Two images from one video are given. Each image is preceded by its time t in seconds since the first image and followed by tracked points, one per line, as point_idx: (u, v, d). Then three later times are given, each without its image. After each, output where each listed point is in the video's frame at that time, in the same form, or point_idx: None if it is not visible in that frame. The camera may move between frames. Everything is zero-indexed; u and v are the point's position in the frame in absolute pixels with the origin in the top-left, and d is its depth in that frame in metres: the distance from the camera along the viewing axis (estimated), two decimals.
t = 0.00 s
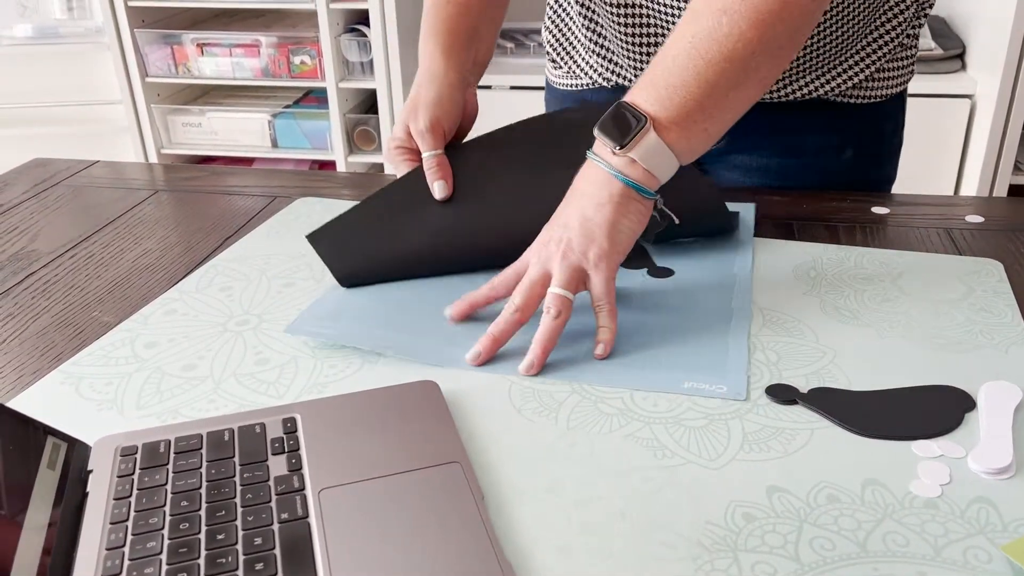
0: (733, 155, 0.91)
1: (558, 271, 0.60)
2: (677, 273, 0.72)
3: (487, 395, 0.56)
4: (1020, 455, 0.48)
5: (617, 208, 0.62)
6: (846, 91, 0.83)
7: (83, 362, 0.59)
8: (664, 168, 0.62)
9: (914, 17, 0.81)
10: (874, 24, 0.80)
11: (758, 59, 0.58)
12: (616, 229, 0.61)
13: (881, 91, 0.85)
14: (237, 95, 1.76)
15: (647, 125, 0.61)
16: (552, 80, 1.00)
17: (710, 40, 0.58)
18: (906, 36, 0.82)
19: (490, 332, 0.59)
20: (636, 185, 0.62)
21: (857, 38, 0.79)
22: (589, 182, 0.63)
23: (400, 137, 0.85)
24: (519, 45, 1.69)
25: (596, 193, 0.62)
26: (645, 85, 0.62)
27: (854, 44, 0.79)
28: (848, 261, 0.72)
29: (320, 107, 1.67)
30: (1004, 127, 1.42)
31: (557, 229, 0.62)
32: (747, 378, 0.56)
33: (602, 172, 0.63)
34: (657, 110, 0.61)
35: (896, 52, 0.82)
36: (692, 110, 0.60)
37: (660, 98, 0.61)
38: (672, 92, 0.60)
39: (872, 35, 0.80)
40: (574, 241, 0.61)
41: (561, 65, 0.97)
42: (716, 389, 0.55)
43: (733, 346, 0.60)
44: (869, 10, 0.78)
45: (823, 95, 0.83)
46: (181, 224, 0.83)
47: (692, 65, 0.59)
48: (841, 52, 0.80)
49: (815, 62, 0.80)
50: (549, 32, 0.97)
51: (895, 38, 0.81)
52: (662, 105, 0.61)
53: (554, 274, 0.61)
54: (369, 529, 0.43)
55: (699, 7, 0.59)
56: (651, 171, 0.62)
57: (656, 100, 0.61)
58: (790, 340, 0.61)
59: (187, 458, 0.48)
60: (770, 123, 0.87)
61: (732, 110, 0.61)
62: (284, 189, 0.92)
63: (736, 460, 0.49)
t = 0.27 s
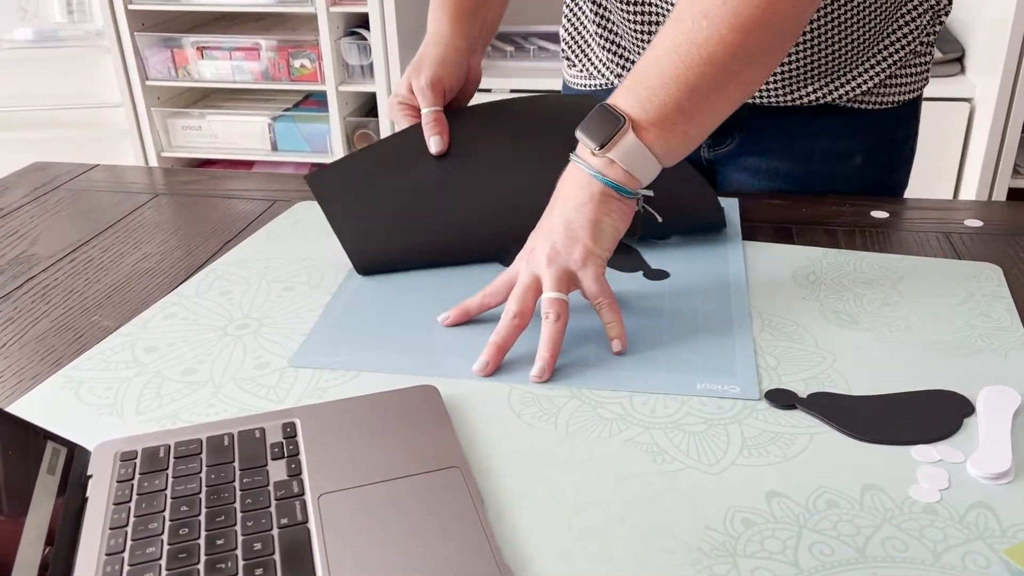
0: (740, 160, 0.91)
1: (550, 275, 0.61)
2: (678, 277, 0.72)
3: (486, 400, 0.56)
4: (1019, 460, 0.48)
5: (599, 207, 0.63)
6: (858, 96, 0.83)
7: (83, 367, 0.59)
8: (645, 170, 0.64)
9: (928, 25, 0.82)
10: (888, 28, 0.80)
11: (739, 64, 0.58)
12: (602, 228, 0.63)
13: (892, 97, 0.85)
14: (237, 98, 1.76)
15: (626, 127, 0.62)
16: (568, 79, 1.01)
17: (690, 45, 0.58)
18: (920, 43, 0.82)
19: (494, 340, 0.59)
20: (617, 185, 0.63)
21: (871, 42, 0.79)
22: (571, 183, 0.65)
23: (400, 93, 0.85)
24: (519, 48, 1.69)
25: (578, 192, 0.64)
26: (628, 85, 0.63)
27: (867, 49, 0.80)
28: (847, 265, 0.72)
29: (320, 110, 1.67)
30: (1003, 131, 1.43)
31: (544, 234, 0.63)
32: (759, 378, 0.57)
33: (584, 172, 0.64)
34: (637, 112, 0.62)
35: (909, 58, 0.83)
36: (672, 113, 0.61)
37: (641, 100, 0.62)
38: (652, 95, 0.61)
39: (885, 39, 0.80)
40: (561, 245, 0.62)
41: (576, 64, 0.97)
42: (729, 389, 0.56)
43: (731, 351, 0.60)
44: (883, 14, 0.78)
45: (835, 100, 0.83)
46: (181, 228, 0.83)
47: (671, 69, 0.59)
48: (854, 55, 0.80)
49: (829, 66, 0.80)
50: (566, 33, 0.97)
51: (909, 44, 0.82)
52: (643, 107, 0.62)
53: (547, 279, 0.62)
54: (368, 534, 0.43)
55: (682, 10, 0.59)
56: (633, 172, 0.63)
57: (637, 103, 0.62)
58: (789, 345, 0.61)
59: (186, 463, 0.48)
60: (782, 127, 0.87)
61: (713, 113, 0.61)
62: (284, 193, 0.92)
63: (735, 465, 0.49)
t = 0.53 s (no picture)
0: (739, 161, 0.92)
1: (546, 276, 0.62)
2: (677, 280, 0.72)
3: (483, 403, 0.56)
4: (1015, 464, 0.48)
5: (593, 210, 0.64)
6: (859, 100, 0.83)
7: (81, 371, 0.59)
8: (639, 175, 0.64)
9: (931, 29, 0.82)
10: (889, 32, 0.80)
11: (734, 71, 0.59)
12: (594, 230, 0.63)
13: (895, 102, 0.85)
14: (236, 101, 1.76)
15: (621, 133, 0.62)
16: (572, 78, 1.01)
17: (686, 52, 0.58)
18: (923, 49, 0.82)
19: (490, 346, 0.59)
20: (610, 189, 0.64)
21: (870, 47, 0.80)
22: (564, 186, 0.65)
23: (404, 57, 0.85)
24: (518, 52, 1.69)
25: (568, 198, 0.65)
26: (622, 92, 0.63)
27: (866, 53, 0.80)
28: (845, 269, 0.72)
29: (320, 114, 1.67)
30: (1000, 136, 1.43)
31: (539, 237, 0.64)
32: (761, 381, 0.57)
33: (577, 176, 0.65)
34: (633, 118, 0.62)
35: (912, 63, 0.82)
36: (667, 119, 0.61)
37: (636, 106, 0.62)
38: (647, 101, 0.61)
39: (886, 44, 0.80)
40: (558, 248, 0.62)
41: (581, 63, 0.97)
42: (731, 390, 0.56)
43: (730, 354, 0.60)
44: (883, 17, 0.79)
45: (836, 103, 0.83)
46: (180, 231, 0.83)
47: (667, 76, 0.60)
48: (855, 57, 0.80)
49: (829, 66, 0.80)
50: (574, 31, 0.97)
51: (911, 48, 0.82)
52: (638, 113, 0.62)
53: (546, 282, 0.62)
54: (366, 538, 0.43)
55: (676, 18, 0.59)
56: (626, 176, 0.64)
57: (631, 109, 0.62)
58: (787, 348, 0.61)
59: (185, 467, 0.48)
60: (784, 129, 0.87)
61: (708, 120, 0.61)
62: (283, 196, 0.92)
63: (732, 469, 0.49)
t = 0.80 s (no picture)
0: (738, 163, 0.92)
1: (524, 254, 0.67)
2: (677, 282, 0.72)
3: (483, 406, 0.56)
4: (1013, 467, 0.49)
5: (581, 200, 0.66)
6: (854, 103, 0.83)
7: (83, 374, 0.59)
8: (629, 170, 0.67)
9: (929, 35, 0.82)
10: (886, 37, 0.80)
11: (733, 84, 0.62)
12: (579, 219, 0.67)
13: (891, 105, 0.85)
14: (236, 105, 1.76)
15: (621, 132, 0.64)
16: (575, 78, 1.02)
17: (690, 63, 0.61)
18: (920, 53, 0.82)
19: (450, 287, 0.67)
20: (600, 182, 0.66)
21: (866, 50, 0.80)
22: (558, 168, 0.67)
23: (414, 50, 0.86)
24: (518, 56, 1.70)
25: (562, 182, 0.67)
26: (620, 87, 0.65)
27: (863, 56, 0.80)
28: (843, 272, 0.72)
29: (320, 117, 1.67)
30: (998, 140, 1.44)
31: (528, 213, 0.67)
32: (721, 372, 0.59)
33: (570, 164, 0.66)
34: (632, 117, 0.64)
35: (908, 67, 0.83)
36: (661, 122, 0.64)
37: (635, 105, 0.64)
38: (646, 102, 0.64)
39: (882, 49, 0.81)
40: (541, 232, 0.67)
41: (582, 65, 0.98)
42: (691, 382, 0.58)
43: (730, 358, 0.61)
44: (879, 22, 0.79)
45: (832, 106, 0.84)
46: (181, 235, 0.83)
47: (670, 82, 0.62)
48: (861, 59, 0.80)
49: (835, 66, 0.81)
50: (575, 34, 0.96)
51: (908, 53, 0.82)
52: (635, 112, 0.64)
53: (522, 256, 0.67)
54: (367, 541, 0.44)
55: (683, 24, 0.61)
56: (615, 172, 0.66)
57: (630, 107, 0.64)
58: (785, 352, 0.61)
59: (186, 470, 0.49)
60: (782, 131, 0.88)
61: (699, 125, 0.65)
62: (283, 200, 0.92)
63: (731, 472, 0.49)
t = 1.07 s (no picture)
0: (736, 164, 0.92)
1: (523, 266, 0.68)
2: (676, 285, 0.72)
3: (485, 409, 0.56)
4: (1012, 470, 0.49)
5: (574, 213, 0.71)
6: (852, 105, 0.84)
7: (85, 377, 0.59)
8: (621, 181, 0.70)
9: (926, 38, 0.82)
10: (881, 39, 0.81)
11: (712, 89, 0.65)
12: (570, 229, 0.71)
13: (886, 108, 0.86)
14: (237, 107, 1.77)
15: (607, 143, 0.68)
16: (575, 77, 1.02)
17: (668, 71, 0.65)
18: (915, 56, 0.83)
19: (453, 308, 0.66)
20: (592, 195, 0.70)
21: (861, 51, 0.80)
22: (553, 184, 0.72)
23: (408, 12, 0.86)
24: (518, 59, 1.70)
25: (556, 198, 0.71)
26: (606, 102, 0.69)
27: (858, 57, 0.81)
28: (843, 274, 0.73)
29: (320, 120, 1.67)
30: (997, 142, 1.44)
31: (521, 226, 0.71)
32: (747, 375, 0.59)
33: (563, 179, 0.71)
34: (616, 130, 0.68)
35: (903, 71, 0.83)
36: (648, 130, 0.68)
37: (621, 117, 0.68)
38: (630, 112, 0.67)
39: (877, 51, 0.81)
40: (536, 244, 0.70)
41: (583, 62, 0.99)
42: (721, 386, 0.58)
43: (731, 360, 0.61)
44: (875, 23, 0.79)
45: (826, 108, 0.84)
46: (182, 238, 0.83)
47: (651, 90, 0.66)
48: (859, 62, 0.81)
49: (833, 68, 0.81)
50: (576, 29, 0.98)
51: (904, 57, 0.82)
52: (622, 124, 0.68)
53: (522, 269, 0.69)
54: (369, 543, 0.44)
55: (659, 36, 0.65)
56: (606, 183, 0.70)
57: (615, 118, 0.68)
58: (785, 354, 0.61)
59: (189, 473, 0.49)
60: (779, 133, 0.88)
61: (686, 131, 0.68)
62: (284, 203, 0.92)
63: (732, 474, 0.49)
